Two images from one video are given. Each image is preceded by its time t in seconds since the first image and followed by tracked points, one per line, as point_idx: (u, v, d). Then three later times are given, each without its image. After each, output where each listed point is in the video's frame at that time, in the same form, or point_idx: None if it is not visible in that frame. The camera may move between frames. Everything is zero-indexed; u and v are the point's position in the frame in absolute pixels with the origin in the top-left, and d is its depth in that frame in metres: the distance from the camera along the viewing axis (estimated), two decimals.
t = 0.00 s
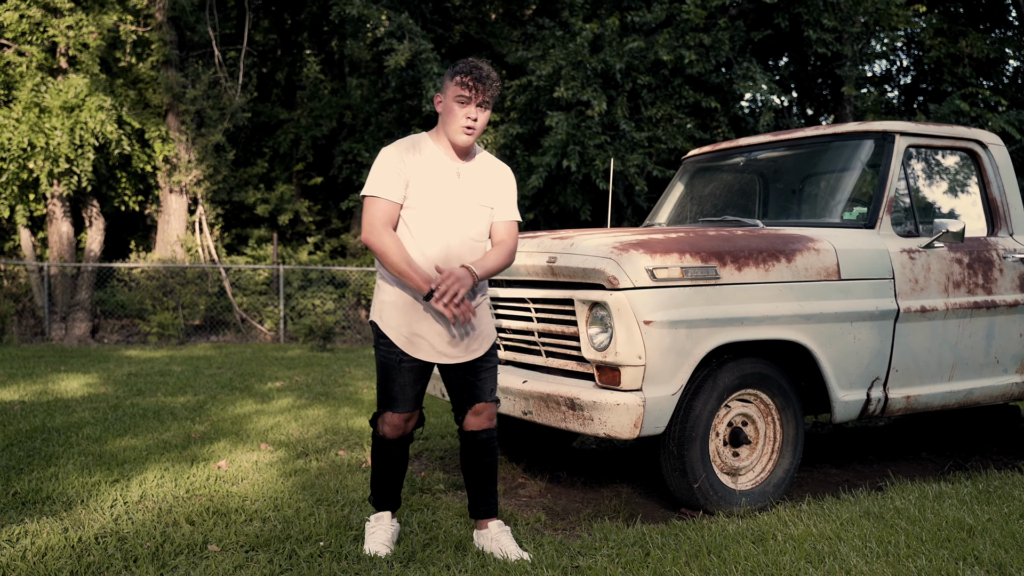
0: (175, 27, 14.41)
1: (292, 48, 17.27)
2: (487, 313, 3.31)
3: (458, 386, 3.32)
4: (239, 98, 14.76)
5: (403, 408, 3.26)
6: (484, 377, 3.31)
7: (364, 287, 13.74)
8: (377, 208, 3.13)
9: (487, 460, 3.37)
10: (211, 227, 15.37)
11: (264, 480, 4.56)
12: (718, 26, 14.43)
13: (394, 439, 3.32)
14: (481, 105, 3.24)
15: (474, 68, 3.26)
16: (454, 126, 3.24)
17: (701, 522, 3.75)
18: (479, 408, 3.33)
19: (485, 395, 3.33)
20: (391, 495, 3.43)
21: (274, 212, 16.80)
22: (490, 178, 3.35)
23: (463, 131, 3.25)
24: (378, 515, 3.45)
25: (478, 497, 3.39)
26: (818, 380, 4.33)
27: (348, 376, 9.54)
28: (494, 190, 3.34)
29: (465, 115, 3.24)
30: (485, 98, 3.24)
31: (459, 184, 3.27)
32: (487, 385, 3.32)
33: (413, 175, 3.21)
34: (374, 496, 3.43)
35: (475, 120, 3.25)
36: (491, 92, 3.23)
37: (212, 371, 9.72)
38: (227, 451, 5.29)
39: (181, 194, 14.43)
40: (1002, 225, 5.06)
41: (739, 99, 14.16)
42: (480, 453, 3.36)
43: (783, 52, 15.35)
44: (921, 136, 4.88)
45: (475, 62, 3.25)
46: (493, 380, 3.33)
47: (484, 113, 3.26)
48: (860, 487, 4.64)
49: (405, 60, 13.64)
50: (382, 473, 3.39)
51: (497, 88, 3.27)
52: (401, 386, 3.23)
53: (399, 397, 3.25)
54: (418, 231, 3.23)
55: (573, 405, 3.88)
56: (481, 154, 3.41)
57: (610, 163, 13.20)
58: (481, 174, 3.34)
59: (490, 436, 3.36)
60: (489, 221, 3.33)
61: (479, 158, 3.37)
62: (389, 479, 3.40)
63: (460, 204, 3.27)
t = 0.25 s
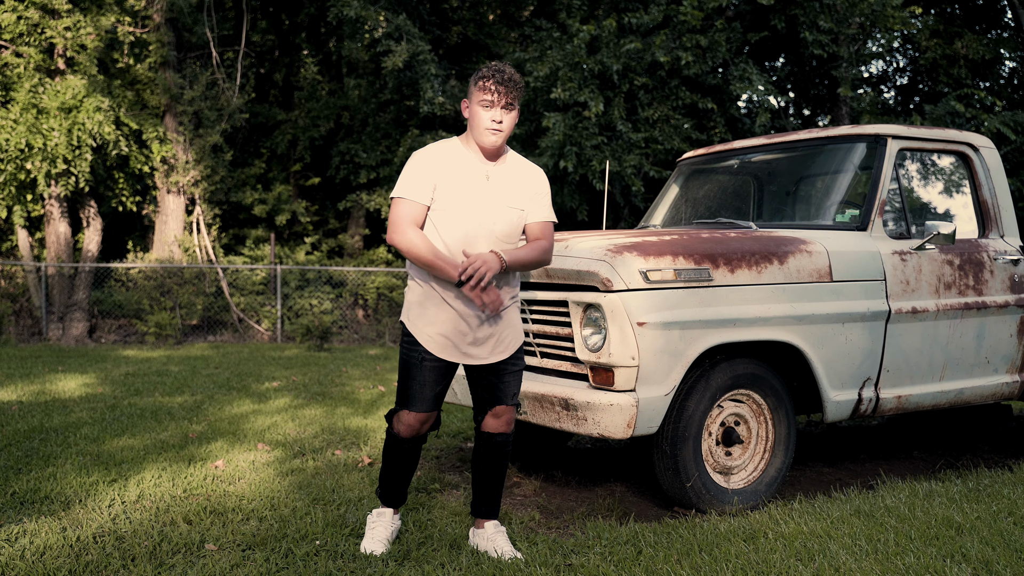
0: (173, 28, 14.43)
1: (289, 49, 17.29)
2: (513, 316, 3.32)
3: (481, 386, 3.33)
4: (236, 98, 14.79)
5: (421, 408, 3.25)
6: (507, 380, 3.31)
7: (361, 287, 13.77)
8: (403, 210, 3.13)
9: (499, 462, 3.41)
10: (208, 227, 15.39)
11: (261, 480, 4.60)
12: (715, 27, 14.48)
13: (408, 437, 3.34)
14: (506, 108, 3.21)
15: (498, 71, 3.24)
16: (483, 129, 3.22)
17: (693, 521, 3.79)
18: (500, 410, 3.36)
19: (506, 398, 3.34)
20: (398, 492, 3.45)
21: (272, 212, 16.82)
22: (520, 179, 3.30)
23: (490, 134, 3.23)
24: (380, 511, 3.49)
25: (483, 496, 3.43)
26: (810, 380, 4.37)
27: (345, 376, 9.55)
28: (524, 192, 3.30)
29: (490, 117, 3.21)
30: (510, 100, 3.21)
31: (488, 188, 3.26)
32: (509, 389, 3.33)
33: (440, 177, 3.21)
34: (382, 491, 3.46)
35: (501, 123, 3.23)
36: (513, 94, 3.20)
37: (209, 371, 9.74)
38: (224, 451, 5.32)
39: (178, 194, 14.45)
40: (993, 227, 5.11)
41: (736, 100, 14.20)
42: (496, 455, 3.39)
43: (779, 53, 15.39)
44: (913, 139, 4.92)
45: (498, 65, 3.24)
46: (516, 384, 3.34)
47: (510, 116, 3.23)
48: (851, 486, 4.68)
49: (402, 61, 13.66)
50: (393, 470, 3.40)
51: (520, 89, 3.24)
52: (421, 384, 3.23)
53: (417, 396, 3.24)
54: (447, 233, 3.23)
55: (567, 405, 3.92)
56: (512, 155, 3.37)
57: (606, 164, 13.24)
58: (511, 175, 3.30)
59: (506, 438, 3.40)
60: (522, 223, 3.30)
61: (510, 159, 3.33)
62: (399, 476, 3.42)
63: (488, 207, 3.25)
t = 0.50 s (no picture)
0: (168, 28, 14.44)
1: (285, 49, 17.30)
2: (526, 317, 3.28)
3: (486, 384, 3.29)
4: (232, 99, 14.80)
5: (431, 400, 3.22)
6: (512, 380, 3.28)
7: (357, 287, 13.79)
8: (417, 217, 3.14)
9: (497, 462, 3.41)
10: (204, 227, 15.41)
11: (254, 478, 4.63)
12: (709, 28, 14.52)
13: (417, 430, 3.33)
14: (516, 113, 3.17)
15: (510, 74, 3.20)
16: (492, 133, 3.20)
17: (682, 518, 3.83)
18: (502, 411, 3.34)
19: (511, 399, 3.30)
20: (405, 485, 3.43)
21: (267, 212, 16.84)
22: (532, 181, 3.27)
23: (499, 137, 3.20)
24: (387, 502, 3.47)
25: (477, 493, 3.44)
26: (799, 379, 4.41)
27: (340, 376, 9.57)
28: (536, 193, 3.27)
29: (499, 121, 3.18)
30: (520, 104, 3.17)
31: (499, 189, 3.22)
32: (512, 390, 3.29)
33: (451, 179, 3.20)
34: (390, 483, 3.45)
35: (511, 126, 3.19)
36: (523, 99, 3.16)
37: (204, 371, 9.77)
38: (218, 450, 5.35)
39: (174, 194, 14.47)
40: (980, 227, 5.16)
41: (730, 100, 14.24)
42: (494, 455, 3.39)
43: (774, 54, 15.43)
44: (901, 140, 4.97)
45: (510, 69, 3.19)
46: (521, 386, 3.30)
47: (520, 120, 3.19)
48: (840, 483, 4.73)
49: (397, 61, 13.68)
50: (400, 462, 3.40)
51: (531, 93, 3.19)
52: (434, 375, 3.21)
53: (429, 387, 3.22)
54: (459, 234, 3.21)
55: (557, 404, 3.95)
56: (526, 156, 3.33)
57: (601, 164, 13.27)
58: (523, 175, 3.27)
59: (505, 439, 3.39)
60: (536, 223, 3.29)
61: (523, 160, 3.30)
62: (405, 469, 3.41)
63: (499, 207, 3.21)
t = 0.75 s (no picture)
0: (162, 27, 14.44)
1: (279, 48, 17.31)
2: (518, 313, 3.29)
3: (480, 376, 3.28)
4: (225, 98, 14.82)
5: (439, 390, 3.13)
6: (503, 376, 3.28)
7: (351, 286, 13.81)
8: (410, 216, 3.15)
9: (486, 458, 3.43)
10: (198, 227, 15.41)
11: (245, 475, 4.65)
12: (702, 28, 14.57)
13: (424, 425, 3.23)
14: (514, 110, 3.19)
15: (509, 72, 3.22)
16: (490, 129, 3.22)
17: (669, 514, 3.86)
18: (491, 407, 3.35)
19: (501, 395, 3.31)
20: (415, 492, 3.30)
21: (262, 212, 16.85)
22: (526, 178, 3.29)
23: (497, 134, 3.22)
24: (401, 516, 3.30)
25: (467, 490, 3.46)
26: (785, 377, 4.45)
27: (333, 375, 9.59)
28: (529, 190, 3.29)
29: (497, 116, 3.20)
30: (519, 102, 3.20)
31: (494, 185, 3.24)
32: (504, 387, 3.30)
33: (444, 176, 3.21)
34: (398, 495, 3.30)
35: (509, 124, 3.21)
36: (523, 96, 3.19)
37: (197, 370, 9.78)
38: (209, 447, 5.37)
39: (168, 194, 14.47)
40: (966, 224, 5.20)
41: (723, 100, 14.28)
42: (481, 452, 3.41)
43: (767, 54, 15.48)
44: (887, 138, 5.01)
45: (511, 67, 3.23)
46: (511, 383, 3.31)
47: (518, 118, 3.22)
48: (827, 480, 4.77)
49: (390, 61, 13.70)
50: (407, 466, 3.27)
51: (531, 92, 3.22)
52: (438, 364, 3.13)
53: (434, 378, 3.14)
54: (452, 229, 3.22)
55: (545, 400, 3.98)
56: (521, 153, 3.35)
57: (595, 164, 13.31)
58: (517, 172, 3.29)
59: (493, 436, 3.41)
60: (529, 219, 3.30)
61: (518, 158, 3.32)
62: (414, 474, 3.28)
63: (493, 203, 3.22)
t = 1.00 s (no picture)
0: (156, 26, 14.45)
1: (273, 47, 17.32)
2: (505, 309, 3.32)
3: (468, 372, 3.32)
4: (220, 98, 14.83)
5: (439, 378, 3.13)
6: (490, 372, 3.33)
7: (346, 285, 13.81)
8: (398, 212, 3.19)
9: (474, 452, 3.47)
10: (192, 226, 15.41)
11: (236, 472, 4.67)
12: (695, 27, 14.61)
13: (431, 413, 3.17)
14: (502, 103, 3.23)
15: (496, 68, 3.25)
16: (478, 122, 3.24)
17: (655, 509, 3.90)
18: (478, 403, 3.40)
19: (487, 390, 3.36)
20: (426, 483, 3.21)
21: (256, 211, 16.85)
22: (515, 175, 3.31)
23: (485, 128, 3.24)
24: (417, 510, 3.17)
25: (455, 485, 3.49)
26: (772, 373, 4.49)
27: (326, 373, 9.61)
28: (516, 186, 3.31)
29: (485, 112, 3.23)
30: (506, 95, 3.23)
31: (482, 181, 3.26)
32: (490, 382, 3.35)
33: (433, 173, 3.25)
34: (409, 493, 3.19)
35: (496, 117, 3.24)
36: (510, 89, 3.23)
37: (191, 369, 9.80)
38: (201, 444, 5.39)
39: (162, 193, 14.47)
40: (953, 222, 5.24)
41: (716, 99, 14.32)
42: (468, 446, 3.45)
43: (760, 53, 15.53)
44: (873, 136, 5.05)
45: (497, 62, 3.27)
46: (498, 379, 3.36)
47: (506, 111, 3.25)
48: (815, 476, 4.80)
49: (385, 60, 13.70)
50: (413, 459, 3.21)
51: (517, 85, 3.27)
52: (436, 355, 3.15)
53: (433, 368, 3.14)
54: (440, 225, 3.24)
55: (533, 397, 4.01)
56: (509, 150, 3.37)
57: (588, 163, 13.34)
58: (505, 168, 3.31)
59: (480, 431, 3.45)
60: (517, 216, 3.33)
61: (506, 154, 3.34)
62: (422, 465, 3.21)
63: (481, 199, 3.24)
